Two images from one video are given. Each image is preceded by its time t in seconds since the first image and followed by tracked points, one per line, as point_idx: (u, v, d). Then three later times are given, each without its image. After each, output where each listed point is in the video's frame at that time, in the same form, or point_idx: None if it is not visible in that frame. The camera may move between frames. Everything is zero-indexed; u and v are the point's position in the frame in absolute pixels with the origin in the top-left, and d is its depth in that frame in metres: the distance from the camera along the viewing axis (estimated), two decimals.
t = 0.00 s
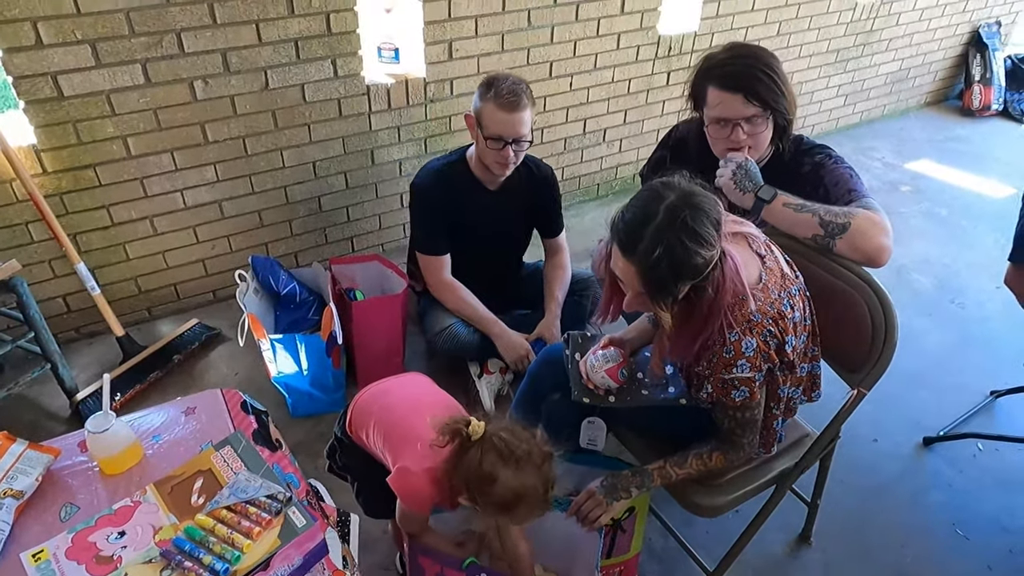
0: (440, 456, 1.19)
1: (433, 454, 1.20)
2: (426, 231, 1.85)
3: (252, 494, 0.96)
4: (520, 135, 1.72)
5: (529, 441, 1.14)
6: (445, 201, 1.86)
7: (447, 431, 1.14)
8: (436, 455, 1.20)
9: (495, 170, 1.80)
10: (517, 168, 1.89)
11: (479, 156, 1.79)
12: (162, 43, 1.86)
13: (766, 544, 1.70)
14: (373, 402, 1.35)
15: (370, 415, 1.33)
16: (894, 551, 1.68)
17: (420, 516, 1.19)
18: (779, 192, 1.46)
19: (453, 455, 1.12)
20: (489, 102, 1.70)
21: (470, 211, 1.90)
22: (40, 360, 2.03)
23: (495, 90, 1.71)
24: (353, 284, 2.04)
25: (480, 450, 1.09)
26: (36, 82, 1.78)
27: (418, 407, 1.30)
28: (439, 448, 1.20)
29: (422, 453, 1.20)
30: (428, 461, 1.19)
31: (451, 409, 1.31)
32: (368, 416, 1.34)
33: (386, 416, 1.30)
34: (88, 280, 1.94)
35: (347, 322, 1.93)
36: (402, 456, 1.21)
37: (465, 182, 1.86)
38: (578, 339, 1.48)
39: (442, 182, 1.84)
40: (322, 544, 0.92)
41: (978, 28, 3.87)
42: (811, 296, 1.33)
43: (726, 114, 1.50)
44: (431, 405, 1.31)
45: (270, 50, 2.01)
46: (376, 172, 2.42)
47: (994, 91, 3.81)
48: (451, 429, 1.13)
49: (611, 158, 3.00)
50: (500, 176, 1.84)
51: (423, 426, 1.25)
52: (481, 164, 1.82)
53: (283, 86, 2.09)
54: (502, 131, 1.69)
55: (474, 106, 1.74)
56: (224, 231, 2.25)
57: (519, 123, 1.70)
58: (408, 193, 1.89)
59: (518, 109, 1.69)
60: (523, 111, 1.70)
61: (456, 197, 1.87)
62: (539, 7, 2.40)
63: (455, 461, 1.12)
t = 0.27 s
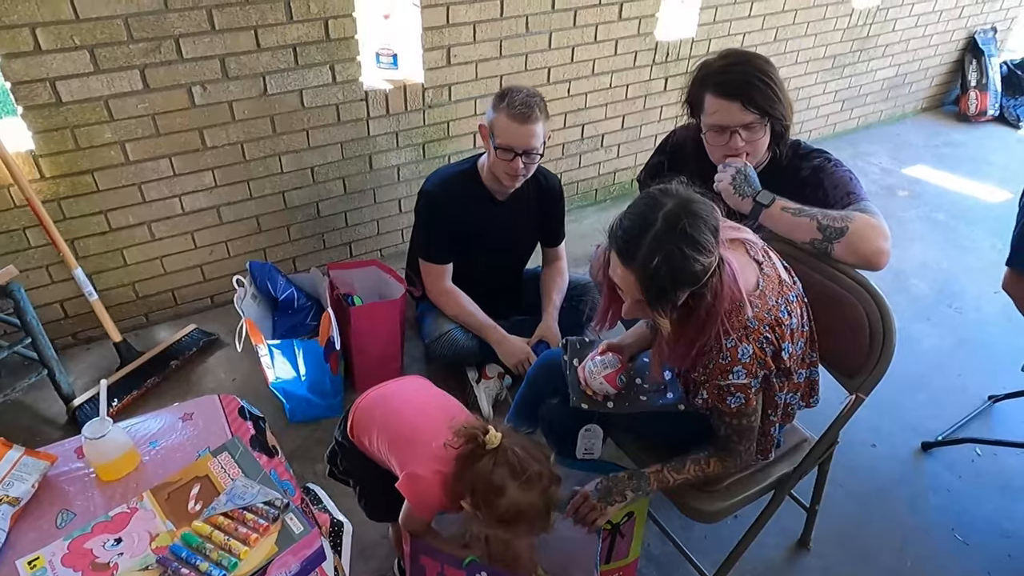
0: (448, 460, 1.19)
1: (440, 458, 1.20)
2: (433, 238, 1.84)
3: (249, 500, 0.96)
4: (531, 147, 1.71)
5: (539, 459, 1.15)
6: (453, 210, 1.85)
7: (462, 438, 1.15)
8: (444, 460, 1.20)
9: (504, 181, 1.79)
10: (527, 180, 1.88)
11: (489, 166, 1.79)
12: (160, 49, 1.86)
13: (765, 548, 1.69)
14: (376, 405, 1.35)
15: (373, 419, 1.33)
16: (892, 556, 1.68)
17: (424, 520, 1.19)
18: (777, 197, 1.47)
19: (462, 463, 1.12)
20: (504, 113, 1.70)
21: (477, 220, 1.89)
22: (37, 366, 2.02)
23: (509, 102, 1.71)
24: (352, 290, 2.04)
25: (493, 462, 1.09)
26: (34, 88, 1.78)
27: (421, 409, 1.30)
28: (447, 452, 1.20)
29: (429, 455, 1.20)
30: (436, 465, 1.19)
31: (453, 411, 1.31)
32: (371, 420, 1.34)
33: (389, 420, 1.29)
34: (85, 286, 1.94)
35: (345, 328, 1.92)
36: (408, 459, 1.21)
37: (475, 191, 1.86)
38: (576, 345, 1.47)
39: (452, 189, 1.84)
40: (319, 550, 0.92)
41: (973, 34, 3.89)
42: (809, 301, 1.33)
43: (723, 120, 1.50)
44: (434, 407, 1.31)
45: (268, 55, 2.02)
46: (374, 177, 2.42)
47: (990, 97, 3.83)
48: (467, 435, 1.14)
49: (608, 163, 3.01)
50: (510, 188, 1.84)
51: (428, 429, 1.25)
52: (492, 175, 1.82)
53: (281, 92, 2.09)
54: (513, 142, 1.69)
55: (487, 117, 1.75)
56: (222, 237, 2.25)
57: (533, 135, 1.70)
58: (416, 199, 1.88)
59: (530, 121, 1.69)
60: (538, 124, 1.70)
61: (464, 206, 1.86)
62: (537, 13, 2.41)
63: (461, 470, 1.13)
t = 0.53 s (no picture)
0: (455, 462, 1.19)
1: (447, 461, 1.20)
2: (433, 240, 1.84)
3: (248, 503, 0.96)
4: (532, 149, 1.71)
5: (547, 462, 1.15)
6: (455, 212, 1.85)
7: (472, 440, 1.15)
8: (452, 463, 1.20)
9: (504, 183, 1.80)
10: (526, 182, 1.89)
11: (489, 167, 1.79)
12: (160, 51, 1.87)
13: (765, 551, 1.69)
14: (375, 410, 1.34)
15: (374, 424, 1.33)
16: (891, 559, 1.68)
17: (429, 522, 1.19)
18: (776, 200, 1.46)
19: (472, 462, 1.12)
20: (504, 115, 1.70)
21: (476, 221, 1.90)
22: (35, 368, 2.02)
23: (510, 103, 1.71)
24: (350, 292, 2.04)
25: (502, 464, 1.09)
26: (34, 90, 1.78)
27: (421, 413, 1.29)
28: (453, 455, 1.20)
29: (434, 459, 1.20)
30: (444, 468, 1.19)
31: (453, 412, 1.31)
32: (372, 426, 1.33)
33: (392, 425, 1.29)
34: (84, 288, 1.94)
35: (344, 330, 1.92)
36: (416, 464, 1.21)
37: (475, 192, 1.86)
38: (576, 348, 1.47)
39: (453, 190, 1.84)
40: (318, 552, 0.92)
41: (971, 38, 3.90)
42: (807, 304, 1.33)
43: (723, 122, 1.50)
44: (434, 410, 1.30)
45: (267, 58, 2.02)
46: (373, 180, 2.42)
47: (988, 100, 3.84)
48: (478, 434, 1.13)
49: (607, 166, 3.01)
50: (509, 190, 1.84)
51: (431, 432, 1.25)
52: (491, 176, 1.82)
53: (280, 94, 2.09)
54: (514, 143, 1.69)
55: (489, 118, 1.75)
56: (221, 239, 2.25)
57: (533, 137, 1.70)
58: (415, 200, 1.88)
59: (531, 123, 1.69)
60: (538, 126, 1.70)
61: (464, 207, 1.86)
62: (537, 16, 2.41)
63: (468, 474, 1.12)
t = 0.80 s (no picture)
0: (459, 466, 1.18)
1: (451, 466, 1.19)
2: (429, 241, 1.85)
3: (246, 505, 0.96)
4: (527, 147, 1.71)
5: (552, 466, 1.17)
6: (451, 214, 1.85)
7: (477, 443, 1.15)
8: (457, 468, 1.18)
9: (499, 181, 1.80)
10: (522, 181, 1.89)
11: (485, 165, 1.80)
12: (159, 51, 1.87)
13: (763, 553, 1.69)
14: (374, 417, 1.34)
15: (374, 431, 1.32)
16: (890, 561, 1.68)
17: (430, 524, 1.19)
18: (772, 203, 1.46)
19: (476, 464, 1.13)
20: (498, 113, 1.70)
21: (474, 221, 1.90)
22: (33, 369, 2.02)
23: (505, 101, 1.71)
24: (349, 293, 2.05)
25: (508, 466, 1.10)
26: (33, 91, 1.77)
27: (422, 418, 1.29)
28: (458, 459, 1.19)
29: (439, 464, 1.19)
30: (449, 473, 1.18)
31: (453, 415, 1.30)
32: (373, 432, 1.32)
33: (393, 433, 1.28)
34: (82, 289, 1.93)
35: (342, 332, 1.92)
36: (422, 470, 1.21)
37: (472, 191, 1.86)
38: (573, 350, 1.46)
39: (451, 190, 1.84)
40: (316, 554, 0.92)
41: (970, 40, 3.90)
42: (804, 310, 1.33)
43: (725, 122, 1.50)
44: (435, 414, 1.29)
45: (266, 59, 2.02)
46: (372, 181, 2.42)
47: (987, 102, 3.84)
48: (484, 437, 1.14)
49: (606, 167, 3.01)
50: (505, 188, 1.84)
51: (433, 437, 1.24)
52: (487, 174, 1.82)
53: (279, 95, 2.09)
54: (509, 141, 1.69)
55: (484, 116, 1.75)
56: (220, 240, 2.25)
57: (528, 134, 1.70)
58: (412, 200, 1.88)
59: (526, 120, 1.69)
60: (532, 122, 1.70)
61: (462, 207, 1.86)
62: (536, 17, 2.41)
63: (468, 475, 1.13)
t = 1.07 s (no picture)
0: (460, 471, 1.19)
1: (451, 472, 1.20)
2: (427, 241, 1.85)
3: (243, 504, 0.96)
4: (523, 145, 1.71)
5: (556, 471, 1.18)
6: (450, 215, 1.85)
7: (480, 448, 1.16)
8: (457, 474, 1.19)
9: (497, 180, 1.80)
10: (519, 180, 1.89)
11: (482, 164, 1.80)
12: (157, 51, 1.86)
13: (761, 553, 1.69)
14: (373, 420, 1.34)
15: (374, 434, 1.33)
16: (887, 560, 1.68)
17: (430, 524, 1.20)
18: (766, 205, 1.45)
19: (478, 467, 1.14)
20: (493, 113, 1.70)
21: (471, 221, 1.90)
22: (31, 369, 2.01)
23: (500, 101, 1.71)
24: (348, 293, 2.05)
25: (511, 470, 1.11)
26: (31, 90, 1.77)
27: (421, 422, 1.29)
28: (458, 464, 1.20)
29: (439, 469, 1.20)
30: (450, 478, 1.19)
31: (453, 419, 1.31)
32: (372, 434, 1.33)
33: (393, 436, 1.29)
34: (80, 289, 1.93)
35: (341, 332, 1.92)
36: (422, 475, 1.22)
37: (470, 190, 1.86)
38: (572, 350, 1.46)
39: (450, 189, 1.84)
40: (313, 554, 0.92)
41: (968, 40, 3.91)
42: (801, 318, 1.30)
43: (725, 122, 1.50)
44: (435, 418, 1.30)
45: (265, 58, 2.02)
46: (371, 180, 2.42)
47: (985, 103, 3.85)
48: (488, 441, 1.14)
49: (605, 167, 3.01)
50: (503, 187, 1.84)
51: (434, 441, 1.25)
52: (484, 174, 1.82)
53: (278, 95, 2.09)
54: (505, 140, 1.69)
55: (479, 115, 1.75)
56: (218, 240, 2.24)
57: (523, 133, 1.69)
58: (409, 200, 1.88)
59: (522, 119, 1.69)
60: (527, 122, 1.70)
61: (460, 207, 1.86)
62: (535, 17, 2.42)
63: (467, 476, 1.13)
